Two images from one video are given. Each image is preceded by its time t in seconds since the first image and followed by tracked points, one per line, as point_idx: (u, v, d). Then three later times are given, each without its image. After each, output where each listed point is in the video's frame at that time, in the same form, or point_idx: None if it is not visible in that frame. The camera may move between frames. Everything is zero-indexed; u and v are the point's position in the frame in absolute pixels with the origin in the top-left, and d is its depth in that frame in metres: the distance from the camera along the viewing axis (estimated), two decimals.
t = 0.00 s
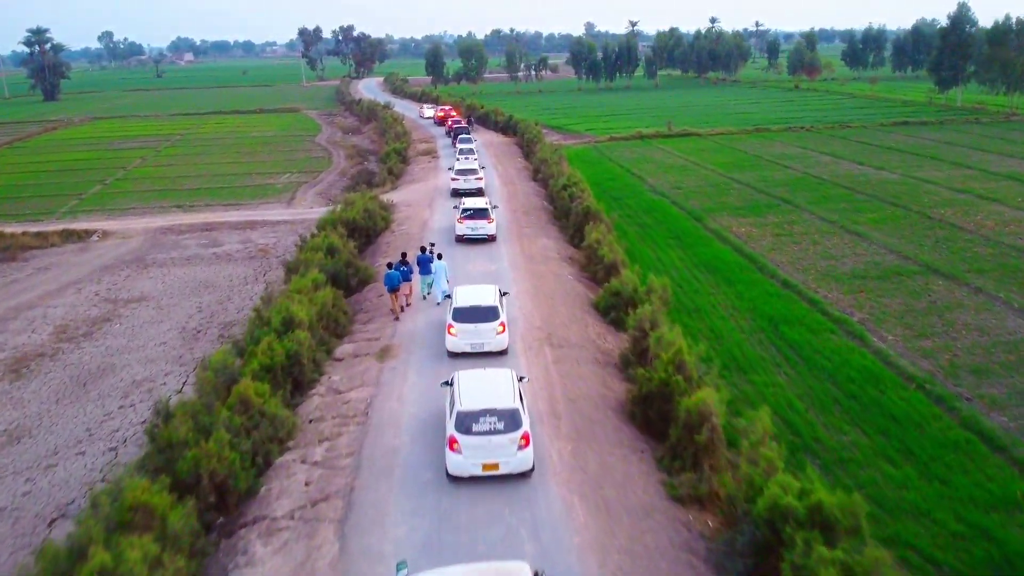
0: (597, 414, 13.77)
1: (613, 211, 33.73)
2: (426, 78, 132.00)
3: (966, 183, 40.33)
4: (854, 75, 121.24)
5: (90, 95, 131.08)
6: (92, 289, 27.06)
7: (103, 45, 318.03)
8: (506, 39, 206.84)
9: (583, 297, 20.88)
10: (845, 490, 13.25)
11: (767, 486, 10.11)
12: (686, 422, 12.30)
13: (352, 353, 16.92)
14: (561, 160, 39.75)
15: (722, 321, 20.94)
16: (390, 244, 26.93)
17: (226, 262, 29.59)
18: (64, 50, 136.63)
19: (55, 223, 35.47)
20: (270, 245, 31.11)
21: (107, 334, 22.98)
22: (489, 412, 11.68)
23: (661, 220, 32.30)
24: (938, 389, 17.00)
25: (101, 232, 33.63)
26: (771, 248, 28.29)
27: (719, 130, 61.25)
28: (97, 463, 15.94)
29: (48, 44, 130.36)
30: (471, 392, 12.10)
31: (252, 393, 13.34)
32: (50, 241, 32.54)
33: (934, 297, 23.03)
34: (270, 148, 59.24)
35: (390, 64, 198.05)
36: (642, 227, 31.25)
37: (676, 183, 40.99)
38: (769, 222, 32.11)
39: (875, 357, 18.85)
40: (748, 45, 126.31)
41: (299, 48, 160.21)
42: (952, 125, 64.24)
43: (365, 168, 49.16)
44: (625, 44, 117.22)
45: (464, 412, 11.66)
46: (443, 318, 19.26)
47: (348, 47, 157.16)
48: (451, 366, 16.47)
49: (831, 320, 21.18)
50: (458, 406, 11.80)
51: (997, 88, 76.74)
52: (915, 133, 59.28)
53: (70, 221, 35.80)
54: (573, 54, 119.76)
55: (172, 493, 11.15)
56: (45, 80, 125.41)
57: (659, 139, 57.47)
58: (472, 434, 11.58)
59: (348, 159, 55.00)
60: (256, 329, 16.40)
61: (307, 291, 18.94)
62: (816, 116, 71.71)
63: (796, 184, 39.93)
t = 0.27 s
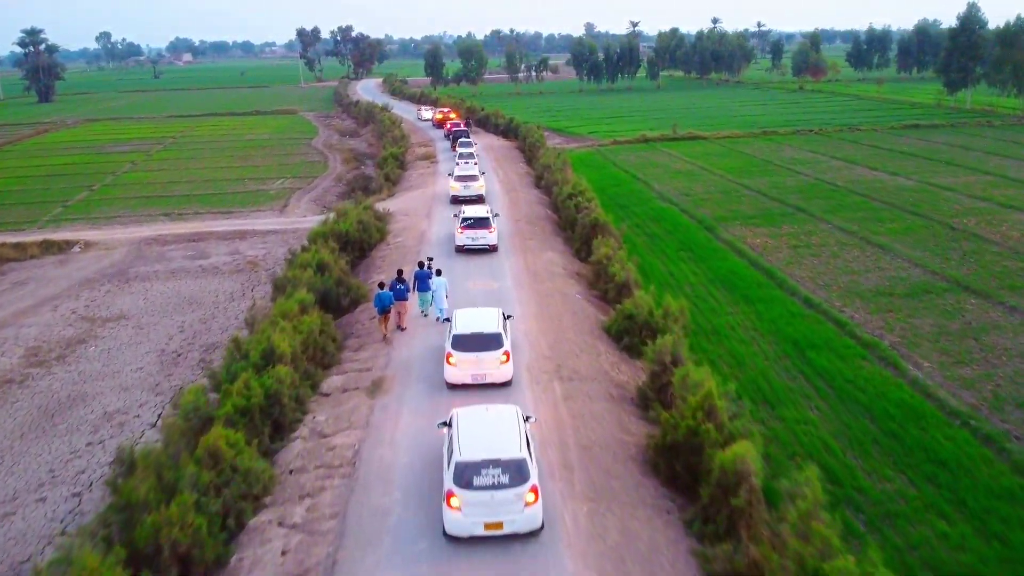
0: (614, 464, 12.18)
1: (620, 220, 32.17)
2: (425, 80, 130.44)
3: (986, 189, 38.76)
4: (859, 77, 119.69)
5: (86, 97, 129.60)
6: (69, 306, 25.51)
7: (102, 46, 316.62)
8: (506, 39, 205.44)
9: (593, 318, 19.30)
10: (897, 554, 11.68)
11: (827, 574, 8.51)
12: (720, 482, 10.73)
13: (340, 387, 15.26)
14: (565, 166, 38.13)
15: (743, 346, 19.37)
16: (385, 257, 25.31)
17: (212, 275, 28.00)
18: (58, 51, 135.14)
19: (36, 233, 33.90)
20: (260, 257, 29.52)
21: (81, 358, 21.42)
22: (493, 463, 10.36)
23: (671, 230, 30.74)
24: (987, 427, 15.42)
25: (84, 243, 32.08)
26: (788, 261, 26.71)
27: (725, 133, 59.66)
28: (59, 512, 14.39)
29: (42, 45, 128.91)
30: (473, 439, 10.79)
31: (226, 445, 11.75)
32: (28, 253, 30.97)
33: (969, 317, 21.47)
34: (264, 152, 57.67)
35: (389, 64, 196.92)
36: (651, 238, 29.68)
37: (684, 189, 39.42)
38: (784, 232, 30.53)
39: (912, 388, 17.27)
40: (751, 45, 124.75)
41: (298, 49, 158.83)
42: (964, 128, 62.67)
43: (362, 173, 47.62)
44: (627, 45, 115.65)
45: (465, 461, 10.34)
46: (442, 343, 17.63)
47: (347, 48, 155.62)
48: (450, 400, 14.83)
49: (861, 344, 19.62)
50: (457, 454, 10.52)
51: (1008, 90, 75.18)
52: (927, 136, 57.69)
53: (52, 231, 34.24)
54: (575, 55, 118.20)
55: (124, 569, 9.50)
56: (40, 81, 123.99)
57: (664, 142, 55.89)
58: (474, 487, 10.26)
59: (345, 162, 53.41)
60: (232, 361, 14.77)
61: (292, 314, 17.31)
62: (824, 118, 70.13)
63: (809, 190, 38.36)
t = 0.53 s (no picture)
0: (637, 531, 10.60)
1: (628, 231, 30.60)
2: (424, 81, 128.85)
3: (1008, 198, 37.23)
4: (864, 79, 118.14)
5: (81, 98, 127.96)
6: (43, 326, 23.95)
7: (100, 47, 314.98)
8: (507, 40, 203.85)
9: (606, 345, 17.68)
10: None
11: None
12: (765, 561, 9.15)
13: (323, 430, 13.61)
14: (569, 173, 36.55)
15: (769, 376, 17.82)
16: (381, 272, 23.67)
17: (197, 291, 26.43)
18: (53, 52, 133.46)
19: (15, 244, 32.31)
20: (249, 271, 27.92)
21: (50, 385, 19.83)
22: (493, 532, 9.45)
23: (682, 242, 29.20)
24: None
25: (64, 255, 30.50)
26: (808, 277, 25.14)
27: (732, 136, 58.05)
28: (9, 573, 12.82)
29: (36, 46, 127.25)
30: (471, 502, 9.88)
31: (188, 509, 10.17)
32: (5, 266, 29.39)
33: (1008, 341, 19.93)
34: (258, 156, 56.09)
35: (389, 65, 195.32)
36: (661, 250, 28.14)
37: (693, 196, 37.88)
38: (801, 243, 28.96)
39: (957, 426, 15.73)
40: (755, 47, 123.17)
41: (296, 50, 157.22)
42: (977, 131, 61.11)
43: (358, 179, 46.03)
44: (629, 46, 114.05)
45: (464, 531, 9.41)
46: (440, 373, 15.99)
47: (345, 48, 154.00)
48: (449, 444, 13.21)
49: (896, 373, 18.10)
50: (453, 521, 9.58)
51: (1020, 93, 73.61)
52: (939, 140, 56.16)
53: (32, 242, 32.66)
54: (576, 56, 116.57)
55: None
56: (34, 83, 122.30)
57: (670, 146, 54.29)
58: (475, 560, 9.27)
59: (341, 167, 51.82)
60: (204, 402, 13.14)
61: (274, 345, 15.70)
62: (832, 121, 68.57)
63: (824, 198, 36.81)
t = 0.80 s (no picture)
0: None
1: (637, 243, 29.01)
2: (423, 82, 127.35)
3: None
4: (870, 80, 116.55)
5: (77, 99, 126.61)
6: (14, 347, 22.42)
7: (98, 48, 313.54)
8: (507, 40, 202.27)
9: (619, 370, 15.98)
10: None
11: None
12: None
13: (304, 483, 12.06)
14: (574, 180, 34.94)
15: (798, 411, 16.25)
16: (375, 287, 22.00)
17: (180, 308, 24.89)
18: (48, 53, 132.00)
19: None
20: (236, 285, 26.35)
21: (16, 416, 18.30)
22: None
23: (694, 254, 27.66)
24: None
25: (43, 267, 28.96)
26: (830, 293, 23.57)
27: (739, 139, 56.51)
28: None
29: (32, 47, 125.81)
30: None
31: None
32: None
33: None
34: (252, 160, 54.55)
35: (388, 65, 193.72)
36: (672, 263, 26.60)
37: (702, 203, 36.36)
38: (820, 256, 27.40)
39: (1010, 471, 14.19)
40: (759, 47, 121.59)
41: (294, 51, 155.73)
42: (991, 134, 59.51)
43: (354, 184, 44.48)
44: (631, 47, 112.43)
45: None
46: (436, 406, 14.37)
47: (344, 49, 152.50)
48: (446, 498, 11.66)
49: (935, 407, 16.57)
50: None
51: None
52: (952, 144, 54.63)
53: (11, 253, 31.14)
54: (577, 57, 115.03)
55: None
56: (30, 84, 120.86)
57: (675, 150, 52.75)
58: None
59: (337, 171, 50.27)
60: (169, 453, 11.55)
61: (251, 382, 14.06)
62: (840, 123, 67.01)
63: (839, 205, 35.26)
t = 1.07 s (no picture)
0: None
1: (646, 257, 27.41)
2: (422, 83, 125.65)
3: None
4: (875, 81, 114.99)
5: (72, 101, 124.78)
6: None
7: (96, 48, 311.74)
8: (508, 40, 200.66)
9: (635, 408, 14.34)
10: None
11: None
12: None
13: (278, 554, 10.47)
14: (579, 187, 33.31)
15: (833, 453, 14.67)
16: (367, 307, 20.42)
17: (160, 328, 23.30)
18: (43, 54, 130.42)
19: None
20: (220, 302, 24.75)
21: None
22: None
23: (707, 268, 26.12)
24: None
25: (18, 283, 27.38)
26: (856, 313, 21.99)
27: (746, 143, 54.97)
28: None
29: (26, 48, 124.18)
30: None
31: None
32: None
33: None
34: (246, 164, 52.96)
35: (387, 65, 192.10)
36: (685, 279, 25.04)
37: (712, 210, 34.83)
38: (841, 271, 25.81)
39: None
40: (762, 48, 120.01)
41: (292, 52, 154.14)
42: (1005, 138, 57.94)
43: (350, 190, 42.86)
44: (633, 47, 110.76)
45: None
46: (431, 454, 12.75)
47: (343, 50, 150.76)
48: (442, 573, 10.07)
49: (983, 448, 15.00)
50: None
51: None
52: (965, 148, 53.10)
53: None
54: (579, 58, 113.42)
55: None
56: (24, 85, 119.23)
57: (681, 154, 51.21)
58: None
59: (333, 176, 48.67)
60: (122, 519, 10.00)
61: (223, 428, 12.53)
62: (849, 126, 65.45)
63: (857, 214, 33.68)
